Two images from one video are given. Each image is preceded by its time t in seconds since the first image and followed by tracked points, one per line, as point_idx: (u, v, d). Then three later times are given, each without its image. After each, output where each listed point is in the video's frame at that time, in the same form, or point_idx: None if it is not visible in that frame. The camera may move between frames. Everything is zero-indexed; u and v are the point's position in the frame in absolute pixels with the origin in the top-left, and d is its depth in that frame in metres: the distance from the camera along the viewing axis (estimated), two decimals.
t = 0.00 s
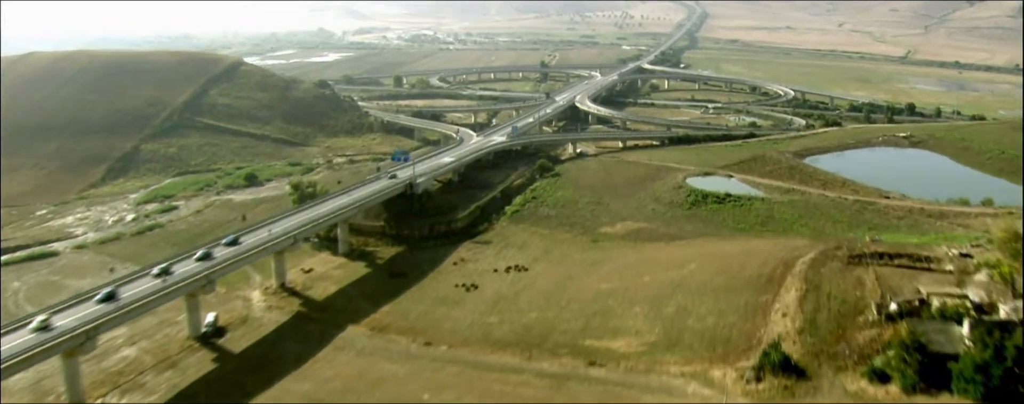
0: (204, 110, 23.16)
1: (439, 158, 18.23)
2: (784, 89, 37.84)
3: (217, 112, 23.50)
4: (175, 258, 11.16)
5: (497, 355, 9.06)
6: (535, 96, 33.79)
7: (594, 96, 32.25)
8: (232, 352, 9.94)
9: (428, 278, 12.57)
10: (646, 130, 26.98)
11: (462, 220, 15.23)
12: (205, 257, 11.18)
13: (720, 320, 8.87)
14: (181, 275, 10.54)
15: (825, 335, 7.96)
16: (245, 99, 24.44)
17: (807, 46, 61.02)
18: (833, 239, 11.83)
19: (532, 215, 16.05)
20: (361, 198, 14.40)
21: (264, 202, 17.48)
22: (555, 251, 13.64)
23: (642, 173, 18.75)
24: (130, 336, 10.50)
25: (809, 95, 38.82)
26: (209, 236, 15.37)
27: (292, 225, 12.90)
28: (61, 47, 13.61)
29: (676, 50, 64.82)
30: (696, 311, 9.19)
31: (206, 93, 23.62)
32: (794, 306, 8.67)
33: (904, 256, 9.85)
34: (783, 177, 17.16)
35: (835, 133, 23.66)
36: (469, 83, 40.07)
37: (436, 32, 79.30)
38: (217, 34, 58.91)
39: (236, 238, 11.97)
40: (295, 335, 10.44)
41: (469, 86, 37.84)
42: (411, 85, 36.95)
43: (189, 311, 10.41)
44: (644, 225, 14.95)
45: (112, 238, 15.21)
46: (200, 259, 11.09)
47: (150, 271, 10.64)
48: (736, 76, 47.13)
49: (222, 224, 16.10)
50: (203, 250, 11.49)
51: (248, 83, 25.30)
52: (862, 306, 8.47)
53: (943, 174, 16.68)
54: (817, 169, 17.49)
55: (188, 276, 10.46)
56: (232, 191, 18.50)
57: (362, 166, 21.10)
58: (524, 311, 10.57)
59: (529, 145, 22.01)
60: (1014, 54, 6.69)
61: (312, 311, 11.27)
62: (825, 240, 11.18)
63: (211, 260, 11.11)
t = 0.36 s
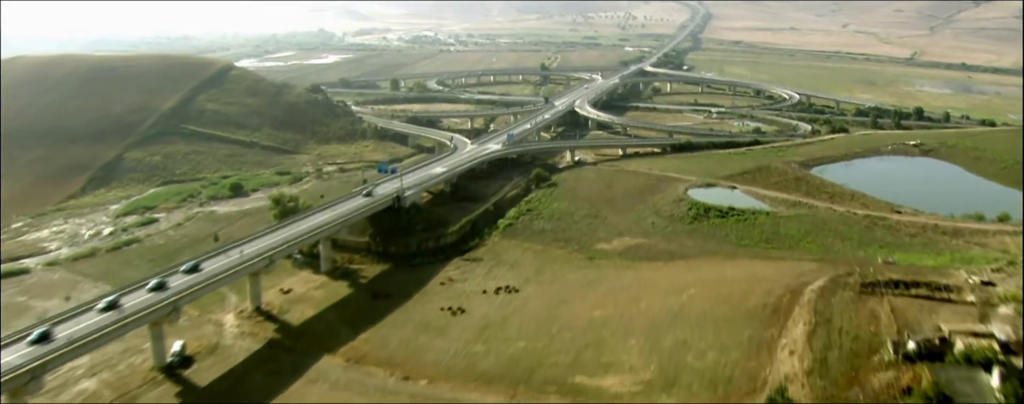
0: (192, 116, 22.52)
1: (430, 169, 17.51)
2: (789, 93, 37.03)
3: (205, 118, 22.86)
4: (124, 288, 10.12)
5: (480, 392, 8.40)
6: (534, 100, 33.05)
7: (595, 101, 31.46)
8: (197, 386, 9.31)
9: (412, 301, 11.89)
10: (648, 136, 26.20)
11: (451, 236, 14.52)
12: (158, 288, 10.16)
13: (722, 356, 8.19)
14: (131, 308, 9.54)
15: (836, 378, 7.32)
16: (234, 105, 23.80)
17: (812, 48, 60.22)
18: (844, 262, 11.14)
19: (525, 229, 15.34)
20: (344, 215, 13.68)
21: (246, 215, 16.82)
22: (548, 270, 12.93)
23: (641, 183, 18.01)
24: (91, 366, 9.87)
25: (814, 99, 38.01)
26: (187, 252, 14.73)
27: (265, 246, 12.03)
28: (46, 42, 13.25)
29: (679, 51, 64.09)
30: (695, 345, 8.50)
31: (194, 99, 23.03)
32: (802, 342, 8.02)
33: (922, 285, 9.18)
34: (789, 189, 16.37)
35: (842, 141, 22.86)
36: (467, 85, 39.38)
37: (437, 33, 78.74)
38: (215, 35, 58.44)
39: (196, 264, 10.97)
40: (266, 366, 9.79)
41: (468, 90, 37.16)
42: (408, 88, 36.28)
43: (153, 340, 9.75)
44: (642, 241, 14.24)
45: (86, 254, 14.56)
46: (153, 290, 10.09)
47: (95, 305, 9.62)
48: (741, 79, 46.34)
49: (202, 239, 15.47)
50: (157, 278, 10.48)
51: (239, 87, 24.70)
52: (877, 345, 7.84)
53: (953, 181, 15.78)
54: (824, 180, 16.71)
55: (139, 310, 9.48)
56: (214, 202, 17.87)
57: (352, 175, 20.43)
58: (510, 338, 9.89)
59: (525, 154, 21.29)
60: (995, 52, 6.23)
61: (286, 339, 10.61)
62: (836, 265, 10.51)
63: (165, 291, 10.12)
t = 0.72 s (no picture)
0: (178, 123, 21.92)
1: (420, 180, 16.84)
2: (794, 96, 36.23)
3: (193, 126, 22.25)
4: (64, 324, 9.23)
5: None
6: (533, 104, 32.34)
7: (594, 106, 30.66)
8: None
9: (394, 325, 11.23)
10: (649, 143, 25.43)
11: (440, 253, 13.84)
12: (102, 324, 9.29)
13: (723, 397, 7.62)
14: (71, 348, 8.67)
15: None
16: (223, 112, 23.18)
17: (816, 49, 59.45)
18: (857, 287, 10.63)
19: (518, 245, 14.64)
20: (325, 233, 13.02)
21: (229, 229, 16.19)
22: (539, 290, 12.25)
23: (640, 195, 17.29)
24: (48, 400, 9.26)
25: (820, 102, 37.19)
26: (163, 270, 14.09)
27: (234, 269, 11.26)
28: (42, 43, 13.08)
29: (682, 52, 63.31)
30: (693, 382, 7.94)
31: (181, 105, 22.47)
32: (812, 384, 7.56)
33: (940, 319, 8.71)
34: (794, 202, 15.62)
35: (849, 149, 22.07)
36: (466, 89, 38.74)
37: (438, 34, 78.15)
38: (213, 37, 57.93)
39: (149, 295, 10.11)
40: (233, 401, 9.15)
41: (466, 93, 36.48)
42: (405, 92, 35.62)
43: (112, 373, 9.14)
44: (640, 258, 13.53)
45: (59, 271, 13.94)
46: (97, 326, 9.22)
47: (30, 345, 8.73)
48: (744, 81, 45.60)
49: (181, 255, 14.85)
50: (102, 313, 9.59)
51: (228, 93, 24.08)
52: (893, 392, 7.47)
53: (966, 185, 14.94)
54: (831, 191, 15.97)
55: (85, 348, 8.69)
56: (196, 214, 17.29)
57: (341, 184, 19.80)
58: (496, 371, 9.21)
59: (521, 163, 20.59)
60: (1004, 59, 5.70)
61: (258, 369, 9.97)
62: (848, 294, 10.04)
63: (111, 327, 9.28)
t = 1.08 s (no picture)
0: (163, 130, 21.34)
1: (408, 193, 16.17)
2: (798, 100, 35.46)
3: (180, 134, 21.65)
4: None
5: None
6: (531, 108, 31.66)
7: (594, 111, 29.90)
8: None
9: (375, 353, 10.58)
10: (649, 150, 24.69)
11: (425, 272, 13.16)
12: (34, 368, 8.28)
13: None
14: (8, 392, 7.80)
15: None
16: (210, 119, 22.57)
17: (821, 51, 58.68)
18: (867, 318, 10.12)
19: (509, 262, 13.93)
20: (303, 252, 12.34)
21: (209, 243, 15.57)
22: (530, 314, 11.56)
23: (639, 207, 16.54)
24: None
25: (824, 106, 36.40)
26: (137, 289, 13.46)
27: (203, 292, 10.57)
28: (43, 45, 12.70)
29: (684, 54, 62.57)
30: None
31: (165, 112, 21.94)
32: None
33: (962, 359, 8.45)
34: (800, 217, 14.85)
35: (856, 157, 21.31)
36: (464, 92, 38.07)
37: (438, 36, 77.59)
38: (211, 38, 57.39)
39: (92, 332, 9.08)
40: None
41: (463, 97, 35.81)
42: (401, 95, 34.97)
43: None
44: (636, 278, 12.82)
45: (29, 290, 13.30)
46: (30, 370, 8.22)
47: None
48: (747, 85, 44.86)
49: (157, 272, 14.20)
50: (35, 355, 8.57)
51: (215, 99, 23.48)
52: None
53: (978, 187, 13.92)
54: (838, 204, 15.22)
55: (28, 389, 7.87)
56: (176, 228, 16.72)
57: (329, 195, 19.17)
58: None
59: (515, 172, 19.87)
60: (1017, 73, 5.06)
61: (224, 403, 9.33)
62: (858, 328, 9.66)
63: (48, 369, 8.34)
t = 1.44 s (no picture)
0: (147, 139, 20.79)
1: (395, 206, 15.51)
2: (801, 103, 34.73)
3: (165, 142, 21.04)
4: None
5: None
6: (529, 113, 30.95)
7: (592, 116, 29.18)
8: None
9: (351, 384, 9.90)
10: (649, 157, 23.95)
11: (409, 292, 12.48)
12: None
13: None
14: None
15: None
16: (196, 126, 22.02)
17: (824, 53, 57.91)
18: (878, 353, 9.53)
19: (498, 281, 13.24)
20: (278, 273, 11.67)
21: (186, 259, 14.93)
22: (518, 341, 10.86)
23: (637, 220, 15.83)
24: None
25: (828, 110, 35.68)
26: (107, 310, 12.90)
27: (167, 319, 9.94)
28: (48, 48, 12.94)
29: (686, 56, 61.91)
30: None
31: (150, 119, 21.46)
32: None
33: None
34: (805, 232, 14.13)
35: (861, 165, 20.57)
36: (461, 96, 37.38)
37: (437, 37, 77.08)
38: (207, 40, 56.72)
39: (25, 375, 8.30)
40: None
41: (460, 101, 35.19)
42: (397, 99, 34.38)
43: None
44: (631, 299, 12.12)
45: None
46: None
47: None
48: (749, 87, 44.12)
49: (129, 291, 13.64)
50: None
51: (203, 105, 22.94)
52: None
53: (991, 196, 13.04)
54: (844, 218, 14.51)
55: None
56: (152, 243, 16.19)
57: (313, 206, 18.66)
58: None
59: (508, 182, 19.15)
60: None
61: None
62: (869, 367, 9.12)
63: None
